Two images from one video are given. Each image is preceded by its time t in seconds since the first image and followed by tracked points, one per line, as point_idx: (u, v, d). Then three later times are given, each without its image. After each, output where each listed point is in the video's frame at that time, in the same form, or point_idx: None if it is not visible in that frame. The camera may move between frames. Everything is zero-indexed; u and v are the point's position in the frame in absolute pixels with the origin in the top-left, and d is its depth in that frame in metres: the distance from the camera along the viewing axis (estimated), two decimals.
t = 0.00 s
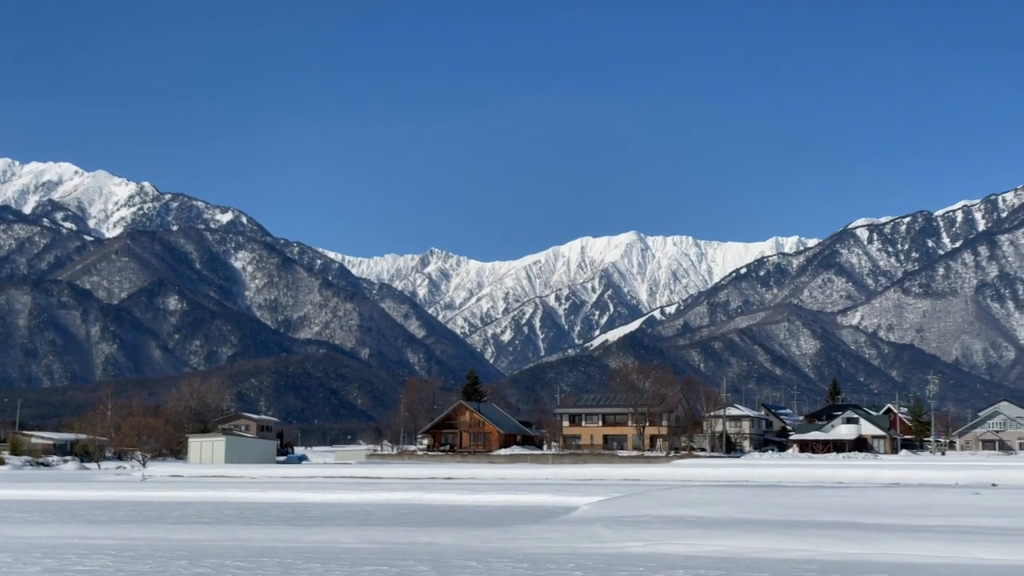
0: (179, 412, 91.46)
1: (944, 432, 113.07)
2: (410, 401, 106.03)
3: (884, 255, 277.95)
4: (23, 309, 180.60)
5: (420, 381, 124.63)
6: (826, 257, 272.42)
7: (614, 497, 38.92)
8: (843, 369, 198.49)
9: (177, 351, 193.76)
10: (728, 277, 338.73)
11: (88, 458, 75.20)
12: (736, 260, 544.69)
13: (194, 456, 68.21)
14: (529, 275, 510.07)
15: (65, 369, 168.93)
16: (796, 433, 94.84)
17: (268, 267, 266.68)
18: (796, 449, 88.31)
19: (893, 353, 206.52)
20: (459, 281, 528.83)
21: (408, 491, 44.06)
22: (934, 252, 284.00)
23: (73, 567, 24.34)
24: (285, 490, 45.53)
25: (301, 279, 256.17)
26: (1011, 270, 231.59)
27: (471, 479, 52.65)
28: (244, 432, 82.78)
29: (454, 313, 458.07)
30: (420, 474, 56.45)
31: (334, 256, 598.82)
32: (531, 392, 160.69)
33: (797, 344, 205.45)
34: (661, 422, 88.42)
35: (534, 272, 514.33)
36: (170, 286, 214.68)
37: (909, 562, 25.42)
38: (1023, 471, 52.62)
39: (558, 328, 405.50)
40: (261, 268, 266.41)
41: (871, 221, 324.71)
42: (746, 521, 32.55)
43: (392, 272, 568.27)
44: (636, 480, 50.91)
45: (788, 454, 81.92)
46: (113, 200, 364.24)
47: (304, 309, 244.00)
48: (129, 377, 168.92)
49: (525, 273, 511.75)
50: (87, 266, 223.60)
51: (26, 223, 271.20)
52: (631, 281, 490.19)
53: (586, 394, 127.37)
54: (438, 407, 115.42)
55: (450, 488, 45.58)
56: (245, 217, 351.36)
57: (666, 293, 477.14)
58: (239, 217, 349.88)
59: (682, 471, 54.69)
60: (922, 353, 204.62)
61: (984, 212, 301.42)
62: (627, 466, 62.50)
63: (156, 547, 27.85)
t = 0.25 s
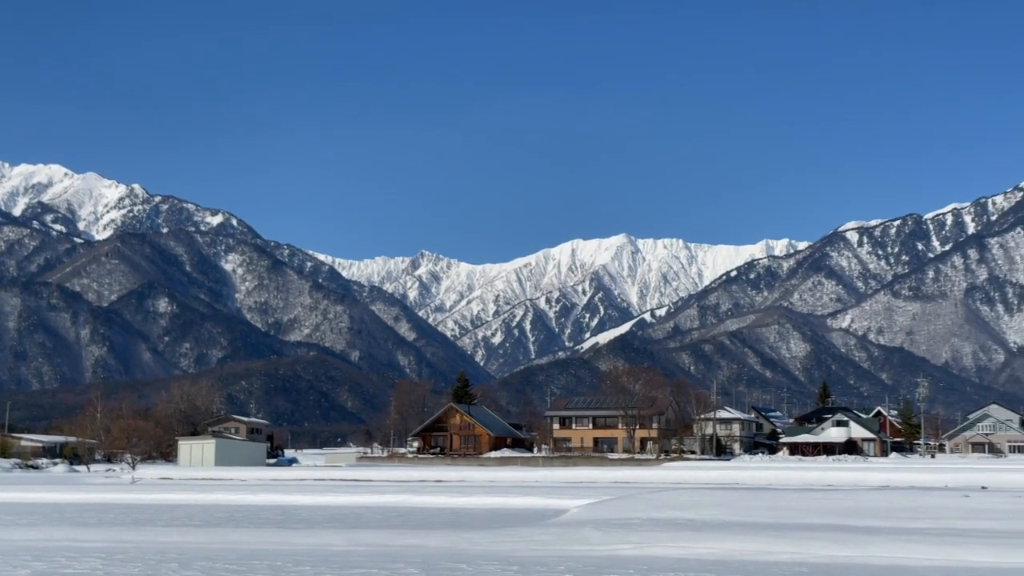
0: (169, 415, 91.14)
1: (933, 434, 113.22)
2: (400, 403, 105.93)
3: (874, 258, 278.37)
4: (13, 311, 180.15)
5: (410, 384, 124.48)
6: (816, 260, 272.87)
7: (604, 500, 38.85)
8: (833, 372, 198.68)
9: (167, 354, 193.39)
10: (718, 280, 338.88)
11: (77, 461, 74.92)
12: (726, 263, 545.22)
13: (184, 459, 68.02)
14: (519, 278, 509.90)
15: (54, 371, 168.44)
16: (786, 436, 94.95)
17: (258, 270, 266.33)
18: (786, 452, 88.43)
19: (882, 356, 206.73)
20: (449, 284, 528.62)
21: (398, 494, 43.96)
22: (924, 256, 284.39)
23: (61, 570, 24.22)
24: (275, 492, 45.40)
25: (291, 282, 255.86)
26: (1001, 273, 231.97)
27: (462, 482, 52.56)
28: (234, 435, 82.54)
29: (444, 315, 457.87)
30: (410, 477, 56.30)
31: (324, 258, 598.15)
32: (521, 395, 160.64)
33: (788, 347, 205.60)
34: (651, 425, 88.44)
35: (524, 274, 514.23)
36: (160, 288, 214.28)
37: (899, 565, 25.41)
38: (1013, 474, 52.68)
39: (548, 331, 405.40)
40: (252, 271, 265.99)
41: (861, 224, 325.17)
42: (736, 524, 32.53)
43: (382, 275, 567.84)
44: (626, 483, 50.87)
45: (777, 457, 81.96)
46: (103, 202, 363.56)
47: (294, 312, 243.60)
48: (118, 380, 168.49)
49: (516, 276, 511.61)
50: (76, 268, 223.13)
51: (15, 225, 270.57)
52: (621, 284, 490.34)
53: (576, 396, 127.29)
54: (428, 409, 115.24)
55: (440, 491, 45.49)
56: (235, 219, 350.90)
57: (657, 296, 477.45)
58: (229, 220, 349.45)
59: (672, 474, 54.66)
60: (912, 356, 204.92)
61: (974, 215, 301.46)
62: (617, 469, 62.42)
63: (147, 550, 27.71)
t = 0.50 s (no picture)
0: (157, 417, 91.11)
1: (922, 437, 113.54)
2: (389, 406, 106.02)
3: (863, 260, 278.91)
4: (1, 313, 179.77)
5: (399, 386, 124.52)
6: (805, 263, 273.29)
7: (594, 502, 38.91)
8: (822, 375, 198.92)
9: (155, 356, 193.09)
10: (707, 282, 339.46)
11: (65, 463, 74.83)
12: (715, 265, 545.74)
13: (172, 461, 68.01)
14: (508, 280, 509.98)
15: (42, 373, 168.01)
16: (775, 438, 95.23)
17: (247, 272, 266.05)
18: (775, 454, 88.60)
19: (871, 359, 207.21)
20: (439, 286, 528.65)
21: (387, 496, 43.99)
22: (912, 258, 285.12)
23: (51, 572, 24.24)
24: (265, 495, 45.42)
25: (280, 283, 255.61)
26: (988, 276, 232.69)
27: (451, 484, 52.64)
28: (223, 437, 82.51)
29: (433, 317, 457.57)
30: (399, 479, 56.42)
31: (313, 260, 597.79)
32: (511, 397, 160.62)
33: (777, 349, 205.91)
34: (639, 428, 88.55)
35: (514, 276, 514.16)
36: (148, 290, 213.93)
37: (888, 566, 25.51)
38: (1000, 476, 52.92)
39: (537, 333, 405.44)
40: (240, 273, 265.78)
41: (850, 226, 325.75)
42: (725, 526, 32.61)
43: (372, 277, 567.41)
44: (616, 485, 50.93)
45: (766, 459, 82.16)
46: (91, 204, 362.87)
47: (283, 314, 243.48)
48: (107, 382, 168.12)
49: (505, 278, 511.53)
50: (65, 270, 222.62)
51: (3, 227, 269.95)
52: (610, 286, 490.48)
53: (565, 399, 127.47)
54: (417, 411, 115.27)
55: (430, 494, 45.53)
56: (224, 221, 350.47)
57: (646, 299, 477.75)
58: (218, 221, 348.99)
59: (662, 477, 54.72)
60: (900, 358, 205.30)
61: (962, 217, 301.91)
62: (606, 471, 62.54)
63: (137, 552, 27.73)
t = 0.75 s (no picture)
0: (145, 419, 90.87)
1: (910, 439, 113.68)
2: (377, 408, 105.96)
3: (850, 263, 279.54)
4: None
5: (388, 388, 124.40)
6: (793, 266, 273.89)
7: (581, 505, 38.91)
8: (810, 377, 199.18)
9: (143, 358, 192.71)
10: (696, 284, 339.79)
11: (51, 465, 74.62)
12: (704, 268, 546.33)
13: (159, 463, 67.83)
14: (497, 282, 509.86)
15: (29, 375, 167.58)
16: (763, 441, 95.27)
17: (236, 274, 265.68)
18: (763, 457, 88.72)
19: (859, 361, 207.56)
20: (427, 288, 528.55)
21: (375, 499, 43.97)
22: (900, 260, 285.73)
23: None
24: (253, 497, 45.32)
25: (269, 286, 255.29)
26: (976, 279, 233.35)
27: (439, 487, 52.60)
28: (210, 440, 82.38)
29: (422, 320, 457.49)
30: (387, 481, 56.30)
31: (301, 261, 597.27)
32: (499, 400, 160.60)
33: (765, 352, 206.21)
34: (628, 430, 88.53)
35: (502, 279, 514.09)
36: (136, 292, 213.56)
37: (876, 570, 25.49)
38: (989, 478, 52.94)
39: (526, 336, 405.46)
40: (229, 275, 265.40)
41: (839, 229, 326.24)
42: (713, 529, 32.58)
43: (360, 279, 566.91)
44: (604, 487, 50.95)
45: (754, 461, 82.18)
46: (79, 206, 362.11)
47: (271, 316, 243.20)
48: (94, 384, 167.71)
49: (493, 280, 511.41)
50: (52, 272, 222.11)
51: None
52: (599, 289, 490.86)
53: (554, 402, 127.47)
54: (405, 413, 115.15)
55: (419, 496, 45.50)
56: (212, 223, 349.92)
57: (634, 301, 478.10)
58: (206, 223, 348.50)
59: (649, 479, 54.71)
60: (888, 361, 205.76)
61: (949, 220, 302.31)
62: (594, 474, 62.60)
63: (123, 555, 27.63)
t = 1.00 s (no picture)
0: (131, 422, 90.64)
1: (897, 442, 113.87)
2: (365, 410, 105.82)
3: (838, 265, 280.23)
4: None
5: (375, 390, 124.31)
6: (780, 268, 274.43)
7: (569, 507, 38.97)
8: (797, 379, 199.48)
9: (130, 360, 192.29)
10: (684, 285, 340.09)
11: (37, 467, 74.35)
12: (692, 270, 547.00)
13: (146, 466, 67.60)
14: (485, 283, 509.67)
15: (16, 377, 167.06)
16: (751, 443, 95.43)
17: (223, 275, 265.24)
18: (750, 459, 88.89)
19: (846, 363, 208.01)
20: (415, 290, 528.12)
21: (363, 501, 43.96)
22: (887, 263, 286.30)
23: None
24: (240, 499, 45.21)
25: (256, 287, 254.92)
26: (962, 281, 234.04)
27: (425, 489, 52.58)
28: (198, 441, 82.23)
29: (409, 322, 457.40)
30: (374, 484, 56.20)
31: (289, 263, 596.44)
32: (486, 402, 160.65)
33: (752, 354, 206.59)
34: (616, 432, 88.61)
35: (490, 280, 514.04)
36: (123, 294, 213.09)
37: (862, 572, 25.54)
38: (975, 480, 53.06)
39: (513, 337, 405.53)
40: (216, 277, 264.94)
41: (826, 231, 326.83)
42: (700, 530, 32.67)
43: (348, 280, 566.34)
44: (592, 489, 51.00)
45: (741, 464, 82.28)
46: (65, 207, 361.23)
47: (258, 318, 242.89)
48: (80, 386, 167.24)
49: (481, 282, 511.31)
50: (38, 274, 221.49)
51: None
52: (587, 291, 491.24)
53: (542, 403, 127.56)
54: (394, 416, 114.98)
55: (407, 498, 45.51)
56: (199, 224, 349.26)
57: (622, 303, 478.43)
58: (193, 224, 347.88)
59: (638, 481, 54.78)
60: (875, 363, 206.29)
61: (936, 223, 302.90)
62: (581, 475, 62.60)
63: (109, 558, 27.56)
